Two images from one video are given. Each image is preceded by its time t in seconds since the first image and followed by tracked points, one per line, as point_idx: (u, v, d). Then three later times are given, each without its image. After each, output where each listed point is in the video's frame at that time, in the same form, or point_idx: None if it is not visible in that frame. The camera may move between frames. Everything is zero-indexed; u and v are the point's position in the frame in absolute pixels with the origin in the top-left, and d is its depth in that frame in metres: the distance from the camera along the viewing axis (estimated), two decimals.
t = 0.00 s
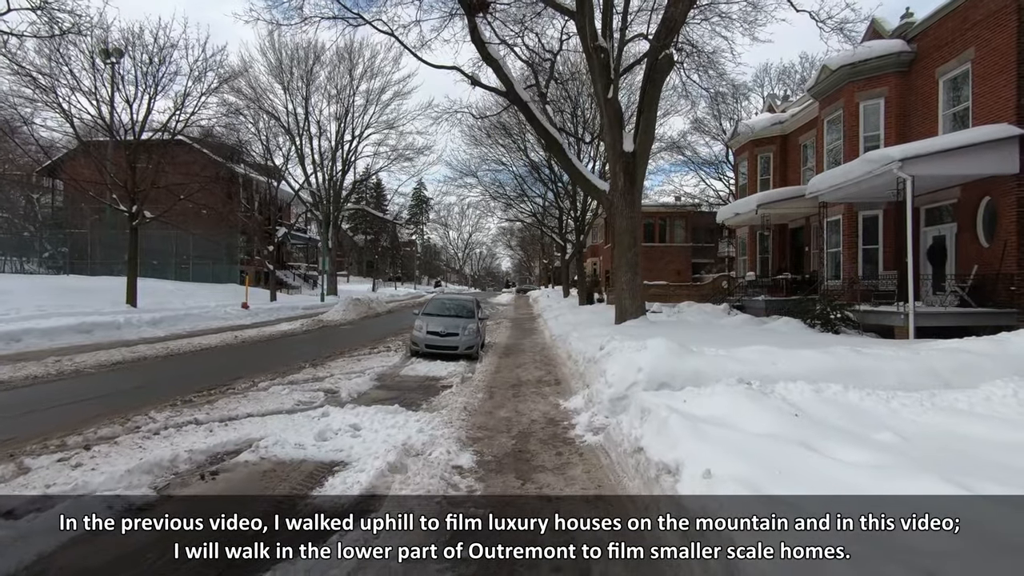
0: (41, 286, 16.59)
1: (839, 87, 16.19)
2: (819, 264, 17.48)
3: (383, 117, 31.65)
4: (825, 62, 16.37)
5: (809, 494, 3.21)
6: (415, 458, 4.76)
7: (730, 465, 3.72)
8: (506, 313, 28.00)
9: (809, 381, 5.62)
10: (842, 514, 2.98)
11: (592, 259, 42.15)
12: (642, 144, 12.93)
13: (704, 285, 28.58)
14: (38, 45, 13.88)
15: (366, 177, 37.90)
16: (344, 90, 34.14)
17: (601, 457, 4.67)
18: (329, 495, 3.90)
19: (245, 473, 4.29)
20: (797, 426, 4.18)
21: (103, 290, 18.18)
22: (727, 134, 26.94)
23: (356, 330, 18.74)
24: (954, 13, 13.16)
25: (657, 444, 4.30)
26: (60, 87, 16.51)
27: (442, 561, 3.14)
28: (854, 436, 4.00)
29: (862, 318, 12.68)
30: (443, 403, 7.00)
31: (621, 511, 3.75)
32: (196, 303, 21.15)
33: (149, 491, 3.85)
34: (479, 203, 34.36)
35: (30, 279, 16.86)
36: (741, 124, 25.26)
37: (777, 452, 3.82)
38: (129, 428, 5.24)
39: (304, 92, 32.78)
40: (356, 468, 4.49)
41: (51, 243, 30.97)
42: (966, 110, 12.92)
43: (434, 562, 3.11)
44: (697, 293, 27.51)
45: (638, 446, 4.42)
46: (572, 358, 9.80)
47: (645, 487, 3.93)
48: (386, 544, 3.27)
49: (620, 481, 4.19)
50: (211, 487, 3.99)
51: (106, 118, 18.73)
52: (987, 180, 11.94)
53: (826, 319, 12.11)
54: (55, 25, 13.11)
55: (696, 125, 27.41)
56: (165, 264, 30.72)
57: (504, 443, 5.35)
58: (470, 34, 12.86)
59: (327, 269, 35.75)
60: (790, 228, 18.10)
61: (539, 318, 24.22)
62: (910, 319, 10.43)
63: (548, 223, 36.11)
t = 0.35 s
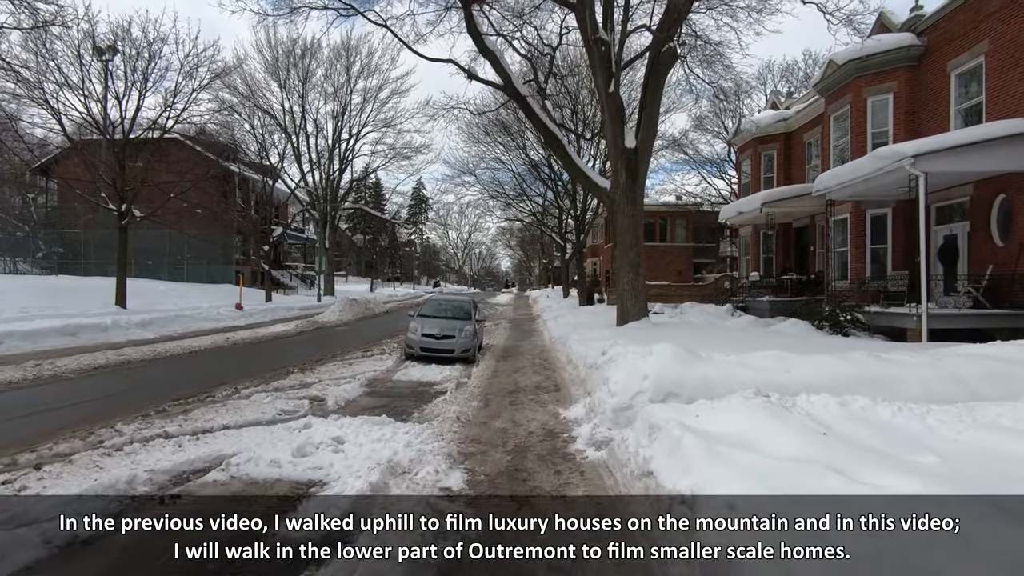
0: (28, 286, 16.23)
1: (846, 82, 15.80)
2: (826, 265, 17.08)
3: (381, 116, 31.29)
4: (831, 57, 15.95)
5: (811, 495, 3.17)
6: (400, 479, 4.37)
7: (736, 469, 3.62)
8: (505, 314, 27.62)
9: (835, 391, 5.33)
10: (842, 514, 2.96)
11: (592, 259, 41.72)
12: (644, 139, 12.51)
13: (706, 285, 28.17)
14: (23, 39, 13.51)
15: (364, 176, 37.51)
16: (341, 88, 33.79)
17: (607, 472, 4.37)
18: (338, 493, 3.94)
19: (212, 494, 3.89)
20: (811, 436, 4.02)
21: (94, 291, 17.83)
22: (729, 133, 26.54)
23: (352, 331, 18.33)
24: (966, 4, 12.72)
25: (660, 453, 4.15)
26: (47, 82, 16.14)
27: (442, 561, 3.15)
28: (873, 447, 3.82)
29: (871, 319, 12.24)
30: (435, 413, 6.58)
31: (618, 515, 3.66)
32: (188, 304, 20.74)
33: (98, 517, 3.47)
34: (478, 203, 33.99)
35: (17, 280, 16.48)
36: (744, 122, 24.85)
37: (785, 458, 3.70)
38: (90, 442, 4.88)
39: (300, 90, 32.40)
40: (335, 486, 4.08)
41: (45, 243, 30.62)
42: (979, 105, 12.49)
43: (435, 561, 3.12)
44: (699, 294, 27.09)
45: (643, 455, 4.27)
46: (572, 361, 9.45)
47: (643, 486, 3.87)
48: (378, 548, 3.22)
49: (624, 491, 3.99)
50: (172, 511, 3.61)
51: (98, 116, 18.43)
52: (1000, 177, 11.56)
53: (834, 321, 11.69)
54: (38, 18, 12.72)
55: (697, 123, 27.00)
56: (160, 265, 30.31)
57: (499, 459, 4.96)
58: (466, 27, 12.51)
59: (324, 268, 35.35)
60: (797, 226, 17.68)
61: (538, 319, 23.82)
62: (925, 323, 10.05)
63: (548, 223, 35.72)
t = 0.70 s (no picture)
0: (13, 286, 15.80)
1: (854, 75, 15.39)
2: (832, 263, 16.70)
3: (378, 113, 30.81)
4: (840, 50, 15.53)
5: (811, 500, 3.75)
6: (382, 500, 4.01)
7: (743, 498, 3.84)
8: (504, 313, 27.18)
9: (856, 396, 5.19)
10: (836, 517, 3.57)
11: (592, 258, 41.23)
12: (648, 131, 12.07)
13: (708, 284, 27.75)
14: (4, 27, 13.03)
15: (361, 174, 36.99)
16: (338, 85, 33.29)
17: (619, 489, 4.24)
18: (340, 503, 3.92)
19: (165, 520, 3.60)
20: (821, 454, 4.16)
21: (83, 290, 17.40)
22: (732, 129, 26.07)
23: (347, 330, 17.91)
24: None
25: (667, 467, 4.38)
26: (32, 75, 15.67)
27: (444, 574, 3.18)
28: (878, 471, 3.97)
29: (882, 319, 11.82)
30: (427, 418, 6.18)
31: (624, 543, 3.56)
32: (180, 303, 20.28)
33: (37, 546, 3.22)
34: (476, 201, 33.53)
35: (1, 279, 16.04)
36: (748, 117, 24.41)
37: (791, 486, 3.90)
38: (46, 455, 4.53)
39: (296, 87, 31.89)
40: (321, 500, 3.96)
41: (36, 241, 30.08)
42: (994, 97, 12.09)
43: None
44: (702, 293, 26.65)
45: (654, 472, 4.38)
46: (573, 363, 9.08)
47: (652, 511, 3.87)
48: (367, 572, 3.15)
49: (633, 509, 3.94)
50: (116, 543, 3.34)
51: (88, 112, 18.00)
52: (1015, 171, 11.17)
53: (844, 320, 11.27)
54: (20, 6, 12.29)
55: (700, 119, 26.56)
56: (153, 264, 29.83)
57: (493, 474, 4.60)
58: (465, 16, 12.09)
59: (321, 267, 34.87)
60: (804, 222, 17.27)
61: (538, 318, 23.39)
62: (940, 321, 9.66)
63: (548, 221, 35.25)
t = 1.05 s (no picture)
0: None
1: (861, 68, 14.97)
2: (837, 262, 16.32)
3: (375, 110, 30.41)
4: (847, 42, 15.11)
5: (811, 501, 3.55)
6: (379, 502, 3.93)
7: (743, 499, 3.67)
8: (503, 313, 26.79)
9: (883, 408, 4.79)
10: (836, 517, 3.37)
11: (592, 258, 40.80)
12: (651, 123, 11.64)
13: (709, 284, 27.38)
14: None
15: (358, 172, 36.58)
16: (335, 82, 32.88)
17: (619, 489, 4.20)
18: (339, 503, 3.86)
19: (104, 552, 3.19)
20: (828, 454, 3.98)
21: (71, 289, 17.00)
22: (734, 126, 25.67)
23: (341, 330, 17.51)
24: None
25: (670, 467, 4.22)
26: (17, 69, 15.26)
27: None
28: (880, 469, 3.79)
29: (892, 320, 11.37)
30: (416, 426, 5.74)
31: (623, 542, 3.57)
32: (172, 303, 19.86)
33: None
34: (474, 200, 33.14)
35: None
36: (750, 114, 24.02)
37: (792, 486, 3.70)
38: None
39: (292, 83, 31.45)
40: (320, 499, 3.92)
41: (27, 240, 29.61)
42: (1009, 89, 11.67)
43: None
44: (702, 293, 26.26)
45: (654, 473, 4.27)
46: (573, 365, 8.68)
47: (652, 511, 3.84)
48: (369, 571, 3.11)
49: (632, 509, 3.93)
50: (47, 571, 2.97)
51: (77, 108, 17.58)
52: None
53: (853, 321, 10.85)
54: None
55: (701, 116, 26.14)
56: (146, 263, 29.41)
57: (484, 489, 4.27)
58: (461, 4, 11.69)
59: (317, 267, 34.44)
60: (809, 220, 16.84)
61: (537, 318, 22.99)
62: (954, 318, 9.27)
63: (547, 220, 34.86)
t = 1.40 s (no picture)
0: None
1: (869, 63, 14.56)
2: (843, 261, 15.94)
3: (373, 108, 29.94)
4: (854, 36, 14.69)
5: (810, 502, 3.57)
6: (380, 502, 3.94)
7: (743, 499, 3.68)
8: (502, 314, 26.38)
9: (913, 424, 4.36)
10: (835, 517, 3.41)
11: (592, 257, 40.33)
12: (655, 117, 11.23)
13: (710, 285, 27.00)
14: None
15: (355, 171, 36.12)
16: (332, 79, 32.44)
17: (620, 489, 4.08)
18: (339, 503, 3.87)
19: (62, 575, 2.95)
20: (828, 455, 3.98)
21: (60, 290, 16.64)
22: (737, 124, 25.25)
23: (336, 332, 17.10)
24: None
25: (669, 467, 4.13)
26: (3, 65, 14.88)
27: None
28: (879, 469, 3.80)
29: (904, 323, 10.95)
30: (405, 439, 5.33)
31: (622, 543, 3.49)
32: (164, 304, 19.48)
33: None
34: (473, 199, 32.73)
35: None
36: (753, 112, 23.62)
37: (791, 486, 3.73)
38: None
39: (288, 81, 31.02)
40: (320, 500, 3.93)
41: (20, 239, 29.18)
42: None
43: None
44: (704, 293, 25.87)
45: (655, 472, 4.13)
46: (572, 370, 8.31)
47: (652, 510, 3.74)
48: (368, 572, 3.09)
49: (632, 508, 3.83)
50: None
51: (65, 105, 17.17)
52: None
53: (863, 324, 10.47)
54: None
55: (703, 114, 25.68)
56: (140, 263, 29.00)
57: (474, 507, 3.97)
58: None
59: (314, 267, 34.00)
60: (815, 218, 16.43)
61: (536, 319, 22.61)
62: (972, 321, 8.86)
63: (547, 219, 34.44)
